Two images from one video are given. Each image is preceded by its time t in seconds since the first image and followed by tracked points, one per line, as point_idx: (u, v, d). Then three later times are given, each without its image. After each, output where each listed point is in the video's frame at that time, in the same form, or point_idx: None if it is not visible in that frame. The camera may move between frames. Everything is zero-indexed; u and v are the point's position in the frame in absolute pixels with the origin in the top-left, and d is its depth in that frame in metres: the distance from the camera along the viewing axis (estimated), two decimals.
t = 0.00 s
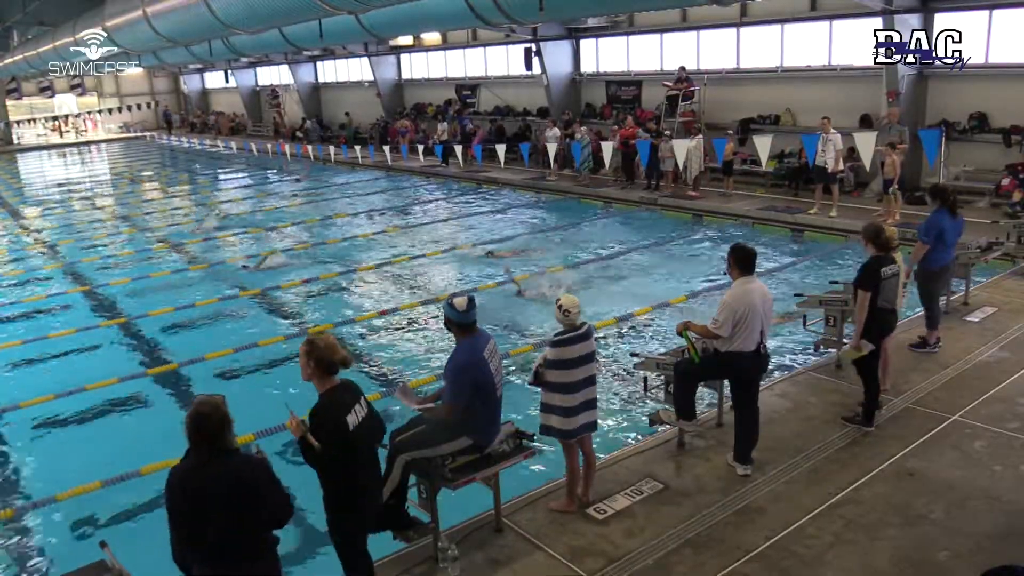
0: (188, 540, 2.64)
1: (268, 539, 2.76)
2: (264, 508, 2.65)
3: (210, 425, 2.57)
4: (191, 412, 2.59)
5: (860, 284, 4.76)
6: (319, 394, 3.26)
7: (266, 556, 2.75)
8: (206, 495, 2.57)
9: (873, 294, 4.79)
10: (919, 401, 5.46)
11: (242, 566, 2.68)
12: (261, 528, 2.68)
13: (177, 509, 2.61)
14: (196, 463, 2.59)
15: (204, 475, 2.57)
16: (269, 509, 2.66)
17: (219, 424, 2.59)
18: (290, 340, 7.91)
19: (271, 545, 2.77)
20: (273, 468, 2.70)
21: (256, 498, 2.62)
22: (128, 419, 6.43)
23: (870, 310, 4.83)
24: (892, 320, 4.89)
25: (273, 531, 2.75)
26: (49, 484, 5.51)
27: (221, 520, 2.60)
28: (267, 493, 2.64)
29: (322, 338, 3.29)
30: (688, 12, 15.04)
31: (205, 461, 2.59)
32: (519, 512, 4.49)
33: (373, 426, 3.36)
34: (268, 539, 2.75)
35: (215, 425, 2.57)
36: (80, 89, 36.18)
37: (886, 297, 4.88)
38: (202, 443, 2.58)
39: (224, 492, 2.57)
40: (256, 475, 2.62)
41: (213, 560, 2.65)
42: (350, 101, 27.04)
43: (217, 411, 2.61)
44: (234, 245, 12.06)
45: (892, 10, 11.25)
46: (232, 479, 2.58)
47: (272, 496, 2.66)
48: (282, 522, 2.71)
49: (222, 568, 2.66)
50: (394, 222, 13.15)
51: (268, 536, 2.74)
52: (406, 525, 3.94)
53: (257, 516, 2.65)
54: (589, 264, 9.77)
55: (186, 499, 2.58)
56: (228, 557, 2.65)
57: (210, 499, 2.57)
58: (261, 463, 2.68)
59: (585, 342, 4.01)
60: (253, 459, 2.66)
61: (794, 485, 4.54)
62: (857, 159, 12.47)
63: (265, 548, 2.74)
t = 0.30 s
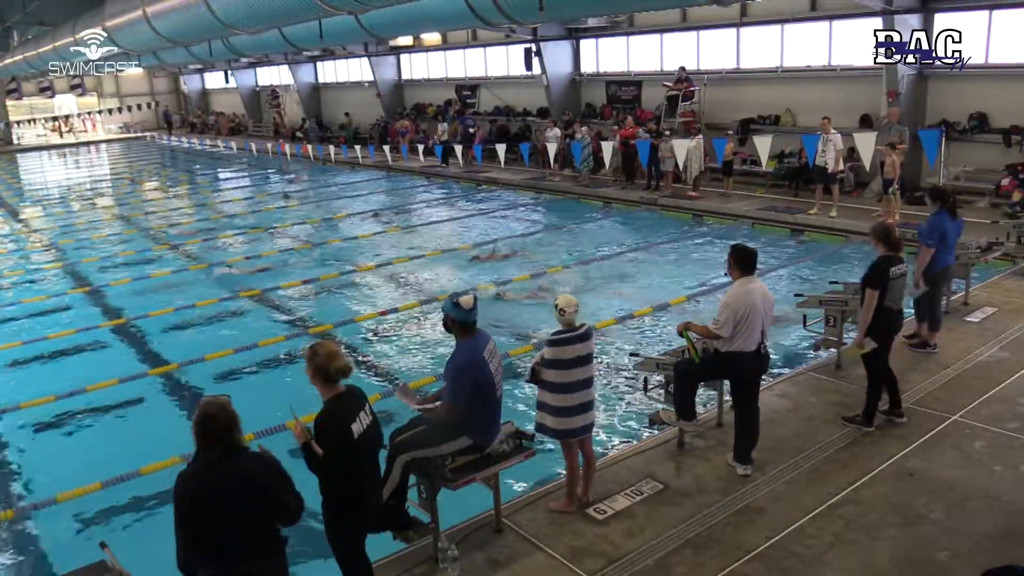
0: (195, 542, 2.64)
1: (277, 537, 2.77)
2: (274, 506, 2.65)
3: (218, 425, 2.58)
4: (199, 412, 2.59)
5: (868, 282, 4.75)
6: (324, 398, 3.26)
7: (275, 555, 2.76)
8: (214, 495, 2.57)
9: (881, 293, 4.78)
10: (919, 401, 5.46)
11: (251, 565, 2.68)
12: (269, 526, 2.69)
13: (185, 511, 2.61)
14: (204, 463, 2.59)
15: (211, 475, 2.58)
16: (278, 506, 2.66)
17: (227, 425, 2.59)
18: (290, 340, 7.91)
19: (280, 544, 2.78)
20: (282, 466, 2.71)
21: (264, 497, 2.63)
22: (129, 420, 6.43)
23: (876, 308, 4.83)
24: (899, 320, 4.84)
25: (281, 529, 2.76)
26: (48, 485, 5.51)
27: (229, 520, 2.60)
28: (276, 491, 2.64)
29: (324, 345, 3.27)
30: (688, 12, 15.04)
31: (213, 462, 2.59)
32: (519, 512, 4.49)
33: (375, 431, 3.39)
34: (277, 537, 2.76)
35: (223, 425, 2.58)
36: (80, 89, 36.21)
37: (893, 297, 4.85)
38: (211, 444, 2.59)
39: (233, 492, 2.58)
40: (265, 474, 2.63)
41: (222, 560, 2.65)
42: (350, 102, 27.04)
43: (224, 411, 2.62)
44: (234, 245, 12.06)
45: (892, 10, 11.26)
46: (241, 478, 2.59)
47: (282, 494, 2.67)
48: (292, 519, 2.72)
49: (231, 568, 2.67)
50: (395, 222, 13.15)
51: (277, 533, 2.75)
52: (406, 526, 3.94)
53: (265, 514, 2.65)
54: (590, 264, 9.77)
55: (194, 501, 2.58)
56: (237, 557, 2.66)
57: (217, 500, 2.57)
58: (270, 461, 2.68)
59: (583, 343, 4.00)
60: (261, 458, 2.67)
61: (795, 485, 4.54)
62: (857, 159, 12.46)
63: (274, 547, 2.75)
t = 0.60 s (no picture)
0: (199, 542, 2.64)
1: (283, 535, 2.77)
2: (280, 505, 2.66)
3: (223, 425, 2.57)
4: (205, 413, 2.60)
5: (879, 279, 4.75)
6: (326, 400, 3.26)
7: (279, 554, 2.77)
8: (220, 495, 2.58)
9: (893, 288, 4.75)
10: (920, 401, 5.46)
11: (255, 564, 2.70)
12: (274, 526, 2.70)
13: (189, 511, 2.61)
14: (210, 464, 2.59)
15: (216, 476, 2.58)
16: (285, 507, 2.67)
17: (232, 426, 2.59)
18: (290, 340, 7.91)
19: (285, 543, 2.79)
20: (289, 466, 2.71)
21: (270, 496, 2.63)
22: (129, 419, 6.43)
23: (884, 305, 4.81)
24: (909, 317, 4.80)
25: (287, 528, 2.77)
26: (48, 485, 5.51)
27: (233, 520, 2.61)
28: (282, 490, 2.64)
29: (324, 347, 3.25)
30: (688, 12, 15.05)
31: (218, 462, 2.59)
32: (519, 512, 4.49)
33: (377, 433, 3.40)
34: (282, 536, 2.76)
35: (229, 426, 2.57)
36: (80, 89, 36.23)
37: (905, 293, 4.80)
38: (216, 444, 2.58)
39: (238, 493, 2.58)
40: (271, 474, 2.63)
41: (226, 560, 2.66)
42: (350, 102, 27.04)
43: (231, 411, 2.62)
44: (235, 245, 12.06)
45: (892, 10, 11.26)
46: (245, 478, 2.59)
47: (290, 493, 2.67)
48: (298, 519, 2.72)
49: (236, 568, 2.67)
50: (395, 222, 13.15)
51: (283, 532, 2.76)
52: (406, 526, 3.94)
53: (270, 514, 2.66)
54: (590, 264, 9.77)
55: (199, 503, 2.59)
56: (241, 557, 2.67)
57: (222, 500, 2.58)
58: (277, 461, 2.68)
59: (582, 344, 4.01)
60: (267, 458, 2.66)
61: (795, 485, 4.54)
62: (857, 159, 12.46)
63: (278, 546, 2.76)
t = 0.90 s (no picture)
0: (202, 547, 2.64)
1: (286, 536, 2.76)
2: (282, 505, 2.66)
3: (222, 426, 2.60)
4: (206, 416, 2.62)
5: (889, 276, 4.74)
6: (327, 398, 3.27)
7: (283, 555, 2.75)
8: (221, 497, 2.58)
9: (902, 286, 4.75)
10: (920, 401, 5.46)
11: (260, 567, 2.68)
12: (278, 526, 2.69)
13: (192, 514, 2.62)
14: (210, 465, 2.61)
15: (216, 478, 2.59)
16: (288, 505, 2.67)
17: (231, 426, 2.61)
18: (290, 340, 7.90)
19: (289, 545, 2.78)
20: (292, 465, 2.72)
21: (272, 495, 2.63)
22: (130, 419, 6.44)
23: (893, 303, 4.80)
24: (916, 315, 4.79)
25: (292, 530, 2.77)
26: (49, 484, 5.52)
27: (234, 522, 2.60)
28: (285, 489, 2.65)
29: (324, 345, 3.27)
30: (688, 12, 15.05)
31: (220, 463, 2.60)
32: (519, 512, 4.48)
33: (378, 432, 3.41)
34: (287, 537, 2.75)
35: (229, 426, 2.59)
36: (80, 89, 36.24)
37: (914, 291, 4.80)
38: (217, 446, 2.60)
39: (239, 493, 2.58)
40: (273, 475, 2.63)
41: (228, 563, 2.65)
42: (350, 102, 27.04)
43: (231, 412, 2.64)
44: (235, 245, 12.05)
45: (892, 10, 11.26)
46: (246, 479, 2.60)
47: (292, 492, 2.68)
48: (302, 518, 2.72)
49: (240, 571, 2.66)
50: (396, 222, 13.15)
51: (287, 532, 2.76)
52: (406, 526, 3.94)
53: (273, 514, 2.65)
54: (590, 264, 9.78)
55: (199, 504, 2.59)
56: (245, 558, 2.65)
57: (224, 502, 2.58)
58: (278, 461, 2.69)
59: (582, 344, 4.00)
60: (267, 458, 2.67)
61: (795, 485, 4.54)
62: (858, 159, 12.46)
63: (283, 548, 2.74)
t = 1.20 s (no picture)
0: (198, 550, 2.62)
1: (281, 538, 2.78)
2: (280, 506, 2.70)
3: (221, 429, 2.60)
4: (202, 418, 2.62)
5: (899, 276, 4.73)
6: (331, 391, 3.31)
7: (278, 556, 2.78)
8: (221, 500, 2.58)
9: (911, 286, 4.75)
10: (924, 401, 5.45)
11: (258, 568, 2.70)
12: (275, 528, 2.72)
13: (188, 517, 2.60)
14: (208, 468, 2.60)
15: (215, 480, 2.59)
16: (285, 506, 2.72)
17: (229, 429, 2.61)
18: (294, 340, 7.92)
19: (283, 547, 2.81)
20: (286, 467, 2.76)
21: (270, 496, 2.67)
22: (135, 418, 6.45)
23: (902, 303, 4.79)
24: (922, 315, 4.82)
25: (286, 531, 2.80)
26: (54, 483, 5.53)
27: (232, 524, 2.61)
28: (283, 490, 2.69)
29: (333, 336, 3.33)
30: (691, 11, 15.04)
31: (217, 466, 2.60)
32: (522, 512, 4.49)
33: (379, 430, 3.43)
34: (283, 538, 2.79)
35: (227, 428, 2.60)
36: (84, 89, 36.29)
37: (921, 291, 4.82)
38: (215, 448, 2.60)
39: (239, 495, 2.60)
40: (271, 477, 2.67)
41: (224, 566, 2.64)
42: (354, 101, 27.06)
43: (228, 414, 2.65)
44: (239, 245, 12.07)
45: (895, 9, 11.22)
46: (244, 480, 2.62)
47: (288, 493, 2.71)
48: (296, 519, 2.76)
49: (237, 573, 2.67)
50: (399, 222, 13.16)
51: (283, 534, 2.78)
52: (410, 525, 3.95)
53: (270, 516, 2.68)
54: (593, 264, 9.78)
55: (198, 508, 2.58)
56: (244, 559, 2.67)
57: (224, 505, 2.59)
58: (273, 463, 2.72)
59: (586, 344, 4.00)
60: (263, 460, 2.69)
61: (798, 485, 4.54)
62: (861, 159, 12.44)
63: (279, 549, 2.77)
